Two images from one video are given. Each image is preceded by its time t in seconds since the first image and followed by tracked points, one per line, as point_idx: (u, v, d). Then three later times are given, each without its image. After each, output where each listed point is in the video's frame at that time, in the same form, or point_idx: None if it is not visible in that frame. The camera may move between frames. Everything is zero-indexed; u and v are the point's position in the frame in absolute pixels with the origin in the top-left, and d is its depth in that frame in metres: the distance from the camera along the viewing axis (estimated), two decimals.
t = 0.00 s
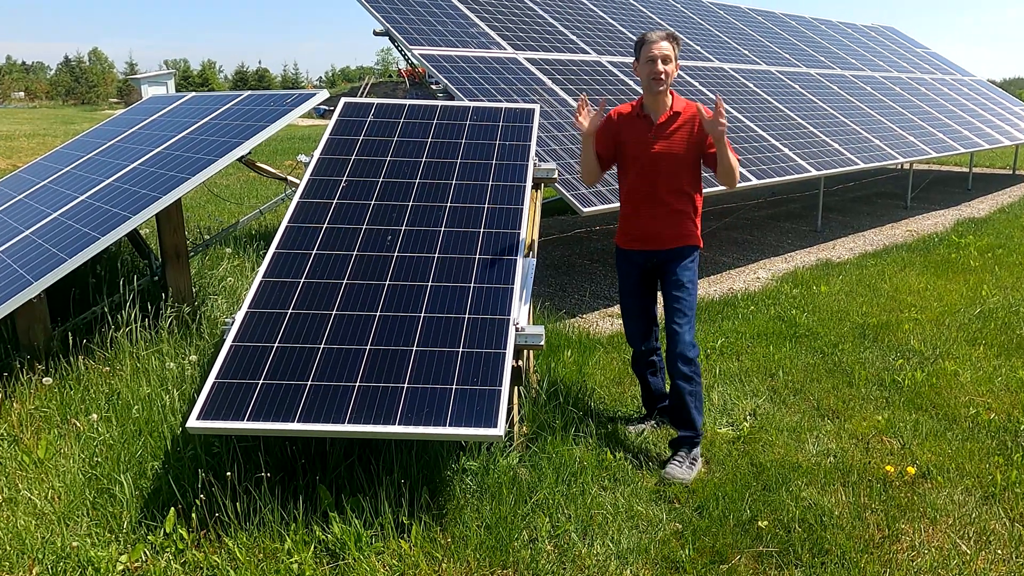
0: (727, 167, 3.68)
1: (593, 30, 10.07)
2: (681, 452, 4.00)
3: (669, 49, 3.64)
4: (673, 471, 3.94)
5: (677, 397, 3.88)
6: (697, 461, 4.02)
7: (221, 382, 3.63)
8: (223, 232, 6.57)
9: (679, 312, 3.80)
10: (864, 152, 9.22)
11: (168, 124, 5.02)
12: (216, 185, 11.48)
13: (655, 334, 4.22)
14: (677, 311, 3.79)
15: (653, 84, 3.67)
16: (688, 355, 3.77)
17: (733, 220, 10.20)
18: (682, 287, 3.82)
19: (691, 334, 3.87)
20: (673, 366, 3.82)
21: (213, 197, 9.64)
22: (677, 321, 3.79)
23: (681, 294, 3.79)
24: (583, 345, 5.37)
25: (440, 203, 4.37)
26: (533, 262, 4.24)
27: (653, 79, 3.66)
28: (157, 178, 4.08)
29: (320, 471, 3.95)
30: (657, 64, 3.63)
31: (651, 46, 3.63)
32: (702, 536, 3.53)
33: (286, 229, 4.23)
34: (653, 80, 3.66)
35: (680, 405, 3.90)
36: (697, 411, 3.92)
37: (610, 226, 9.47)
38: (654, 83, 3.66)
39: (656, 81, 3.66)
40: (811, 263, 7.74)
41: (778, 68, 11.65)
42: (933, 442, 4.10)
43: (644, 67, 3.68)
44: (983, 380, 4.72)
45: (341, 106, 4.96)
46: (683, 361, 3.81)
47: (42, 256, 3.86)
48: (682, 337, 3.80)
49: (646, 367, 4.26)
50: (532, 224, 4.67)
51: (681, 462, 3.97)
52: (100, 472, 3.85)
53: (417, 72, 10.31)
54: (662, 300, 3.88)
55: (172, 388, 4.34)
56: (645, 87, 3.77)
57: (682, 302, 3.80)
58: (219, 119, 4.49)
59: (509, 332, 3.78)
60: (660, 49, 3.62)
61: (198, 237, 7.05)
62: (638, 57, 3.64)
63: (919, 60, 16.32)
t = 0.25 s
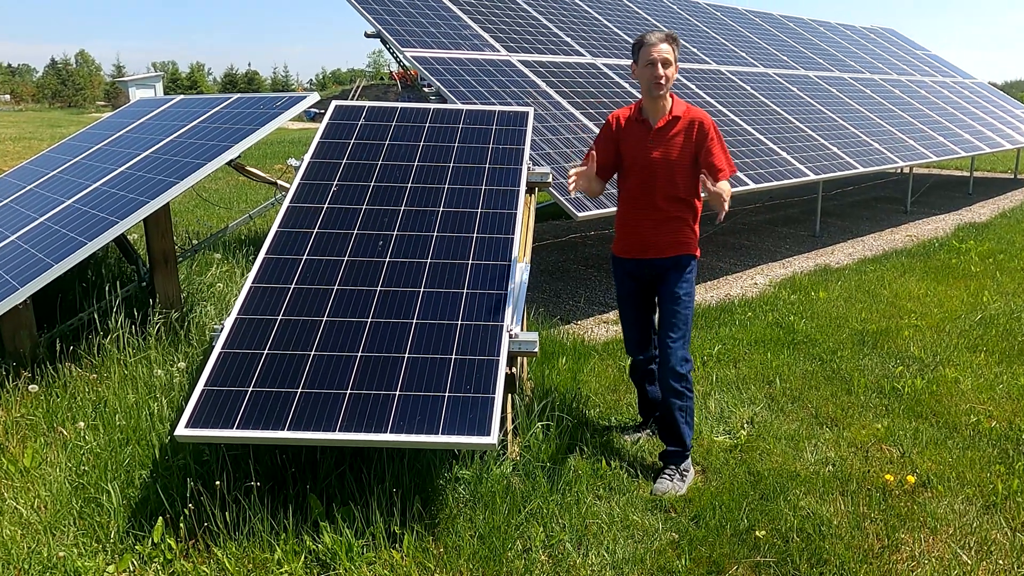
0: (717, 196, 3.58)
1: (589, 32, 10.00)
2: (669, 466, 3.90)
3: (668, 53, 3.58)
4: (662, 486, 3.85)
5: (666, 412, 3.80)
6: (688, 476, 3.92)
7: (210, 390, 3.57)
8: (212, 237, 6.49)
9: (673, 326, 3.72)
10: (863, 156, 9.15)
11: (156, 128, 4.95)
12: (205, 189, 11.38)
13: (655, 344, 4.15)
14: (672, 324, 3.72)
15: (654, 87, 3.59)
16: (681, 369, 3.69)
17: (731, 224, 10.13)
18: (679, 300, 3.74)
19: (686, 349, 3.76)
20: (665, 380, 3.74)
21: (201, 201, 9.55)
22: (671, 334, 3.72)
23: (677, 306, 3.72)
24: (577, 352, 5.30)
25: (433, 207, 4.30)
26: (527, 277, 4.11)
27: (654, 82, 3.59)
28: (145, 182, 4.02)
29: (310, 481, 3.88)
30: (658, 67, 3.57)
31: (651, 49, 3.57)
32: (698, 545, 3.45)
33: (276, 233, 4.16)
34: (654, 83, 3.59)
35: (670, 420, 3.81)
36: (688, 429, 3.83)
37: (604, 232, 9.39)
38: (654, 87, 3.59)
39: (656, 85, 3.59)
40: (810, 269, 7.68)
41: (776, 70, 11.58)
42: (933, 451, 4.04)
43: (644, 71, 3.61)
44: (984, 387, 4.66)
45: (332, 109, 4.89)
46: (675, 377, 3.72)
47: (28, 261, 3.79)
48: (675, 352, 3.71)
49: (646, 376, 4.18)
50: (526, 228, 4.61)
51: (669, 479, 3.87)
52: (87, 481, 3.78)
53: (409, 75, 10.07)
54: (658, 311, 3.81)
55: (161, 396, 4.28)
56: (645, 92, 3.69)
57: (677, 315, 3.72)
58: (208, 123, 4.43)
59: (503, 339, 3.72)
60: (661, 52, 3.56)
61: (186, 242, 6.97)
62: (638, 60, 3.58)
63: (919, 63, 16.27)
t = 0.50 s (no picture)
0: (708, 211, 3.41)
1: (584, 35, 9.93)
2: (666, 477, 3.83)
3: (671, 53, 3.49)
4: (659, 496, 3.78)
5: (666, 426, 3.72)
6: (684, 485, 3.86)
7: (198, 398, 3.51)
8: (201, 242, 6.43)
9: (675, 341, 3.62)
10: (862, 160, 9.09)
11: (144, 131, 4.89)
12: (194, 193, 11.29)
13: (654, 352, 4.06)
14: (674, 338, 3.62)
15: (654, 89, 3.52)
16: (681, 386, 3.61)
17: (728, 230, 10.07)
18: (682, 312, 3.64)
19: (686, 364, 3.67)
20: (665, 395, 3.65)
21: (190, 206, 9.48)
22: (672, 350, 3.61)
23: (680, 321, 3.61)
24: (571, 359, 5.23)
25: (425, 212, 4.23)
26: (518, 306, 3.82)
27: (654, 84, 3.51)
28: (132, 187, 3.95)
29: (300, 490, 3.81)
30: (659, 69, 3.48)
31: (652, 49, 3.48)
32: (695, 556, 3.38)
33: (267, 237, 4.09)
34: (654, 86, 3.51)
35: (665, 432, 3.72)
36: (686, 443, 3.76)
37: (599, 238, 9.33)
38: (655, 89, 3.51)
39: (656, 87, 3.51)
40: (808, 274, 7.62)
41: (773, 73, 11.52)
42: (933, 459, 3.97)
43: (645, 72, 3.53)
44: (985, 395, 4.59)
45: (323, 112, 4.82)
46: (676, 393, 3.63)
47: (13, 267, 3.73)
48: (675, 367, 3.61)
49: (643, 383, 4.11)
50: (520, 234, 4.54)
51: (665, 490, 3.80)
52: (74, 490, 3.72)
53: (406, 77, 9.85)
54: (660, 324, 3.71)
55: (149, 404, 4.22)
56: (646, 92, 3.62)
57: (679, 330, 3.62)
58: (197, 126, 4.37)
59: (496, 346, 3.67)
60: (662, 53, 3.47)
61: (175, 247, 6.90)
62: (639, 61, 3.49)
63: (919, 65, 16.21)
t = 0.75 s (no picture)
0: (706, 223, 3.29)
1: (579, 37, 9.87)
2: (663, 488, 3.75)
3: (677, 53, 3.42)
4: (655, 505, 3.72)
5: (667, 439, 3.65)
6: (682, 495, 3.77)
7: (186, 406, 3.45)
8: (189, 248, 6.35)
9: (677, 355, 3.55)
10: (861, 164, 9.03)
11: (130, 135, 4.82)
12: (182, 197, 11.20)
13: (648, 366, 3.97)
14: (677, 352, 3.54)
15: (658, 90, 3.45)
16: (681, 401, 3.55)
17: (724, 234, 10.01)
18: (684, 326, 3.55)
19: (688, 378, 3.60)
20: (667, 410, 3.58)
21: (178, 211, 9.40)
22: (675, 364, 3.54)
23: (682, 335, 3.53)
24: (566, 366, 5.17)
25: (416, 217, 4.16)
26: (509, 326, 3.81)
27: (659, 85, 3.45)
28: (119, 191, 3.89)
29: (290, 499, 3.74)
30: (664, 69, 3.42)
31: (658, 49, 3.42)
32: (691, 566, 3.31)
33: (255, 243, 4.02)
34: (658, 87, 3.45)
35: (666, 443, 3.65)
36: (685, 455, 3.69)
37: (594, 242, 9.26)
38: (658, 90, 3.45)
39: (660, 89, 3.45)
40: (806, 281, 7.55)
41: (771, 75, 11.46)
42: (933, 468, 3.90)
43: (649, 71, 3.46)
44: (986, 404, 4.52)
45: (312, 116, 4.74)
46: (677, 407, 3.57)
47: None
48: (677, 382, 3.54)
49: (636, 396, 4.03)
50: (513, 239, 4.48)
51: (661, 501, 3.73)
52: (59, 500, 3.64)
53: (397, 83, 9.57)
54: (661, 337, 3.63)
55: (136, 412, 4.15)
56: (650, 93, 3.55)
57: (681, 344, 3.54)
58: (184, 130, 4.31)
59: (489, 353, 3.60)
60: (668, 53, 3.40)
61: (163, 253, 6.83)
62: (644, 60, 3.43)
63: (919, 67, 16.16)
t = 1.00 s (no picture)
0: (704, 230, 3.24)
1: (574, 39, 9.81)
2: (658, 499, 3.68)
3: (681, 52, 3.36)
4: (651, 516, 3.65)
5: (664, 451, 3.58)
6: (677, 506, 3.71)
7: (173, 415, 3.38)
8: (176, 255, 6.28)
9: (677, 367, 3.48)
10: (860, 168, 8.96)
11: (118, 139, 4.76)
12: (171, 202, 11.10)
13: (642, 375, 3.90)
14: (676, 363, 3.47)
15: (660, 89, 3.38)
16: (680, 413, 3.48)
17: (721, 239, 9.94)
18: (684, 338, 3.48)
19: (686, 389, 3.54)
20: (666, 422, 3.51)
21: (166, 215, 9.31)
22: (675, 376, 3.48)
23: (682, 347, 3.47)
24: (560, 374, 5.10)
25: (408, 222, 4.09)
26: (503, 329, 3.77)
27: (661, 84, 3.38)
28: (106, 196, 3.82)
29: (279, 509, 3.68)
30: (667, 67, 3.35)
31: (661, 47, 3.36)
32: None
33: (244, 249, 3.95)
34: (660, 85, 3.38)
35: (664, 453, 3.58)
36: (682, 465, 3.63)
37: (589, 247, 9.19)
38: (660, 88, 3.37)
39: (662, 87, 3.38)
40: (803, 286, 7.49)
41: (768, 78, 11.39)
42: (934, 478, 3.84)
43: (652, 70, 3.39)
44: (987, 412, 4.46)
45: (302, 118, 4.66)
46: (676, 419, 3.50)
47: None
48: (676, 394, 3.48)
49: (628, 405, 3.96)
50: (506, 244, 4.42)
51: (656, 511, 3.67)
52: (45, 510, 3.56)
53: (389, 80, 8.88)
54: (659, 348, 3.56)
55: (123, 420, 4.09)
56: (652, 94, 3.47)
57: (681, 356, 3.48)
58: (173, 133, 4.25)
59: (482, 360, 3.55)
60: (672, 51, 3.35)
61: (151, 259, 6.76)
62: (647, 58, 3.36)
63: (919, 70, 16.11)
